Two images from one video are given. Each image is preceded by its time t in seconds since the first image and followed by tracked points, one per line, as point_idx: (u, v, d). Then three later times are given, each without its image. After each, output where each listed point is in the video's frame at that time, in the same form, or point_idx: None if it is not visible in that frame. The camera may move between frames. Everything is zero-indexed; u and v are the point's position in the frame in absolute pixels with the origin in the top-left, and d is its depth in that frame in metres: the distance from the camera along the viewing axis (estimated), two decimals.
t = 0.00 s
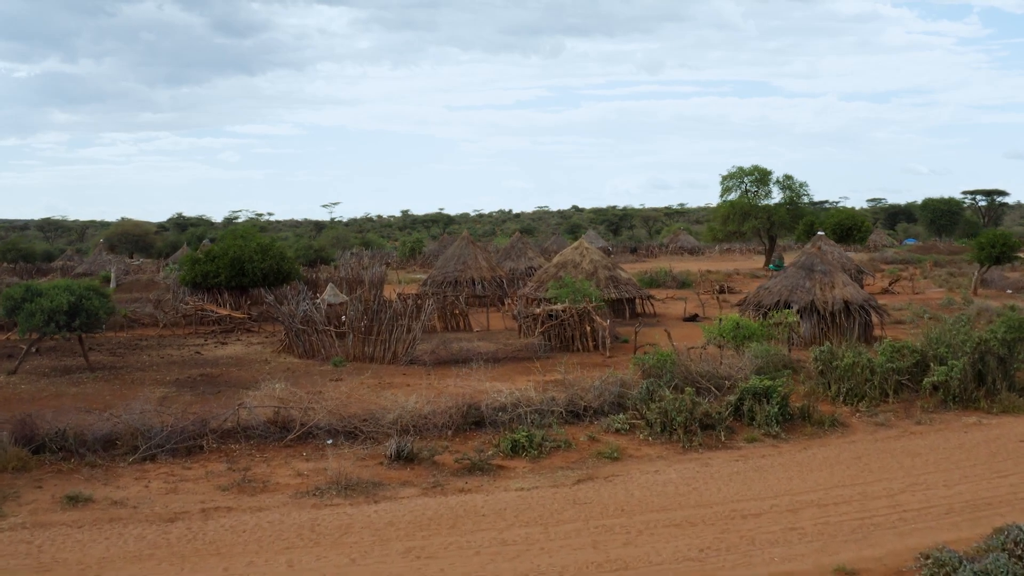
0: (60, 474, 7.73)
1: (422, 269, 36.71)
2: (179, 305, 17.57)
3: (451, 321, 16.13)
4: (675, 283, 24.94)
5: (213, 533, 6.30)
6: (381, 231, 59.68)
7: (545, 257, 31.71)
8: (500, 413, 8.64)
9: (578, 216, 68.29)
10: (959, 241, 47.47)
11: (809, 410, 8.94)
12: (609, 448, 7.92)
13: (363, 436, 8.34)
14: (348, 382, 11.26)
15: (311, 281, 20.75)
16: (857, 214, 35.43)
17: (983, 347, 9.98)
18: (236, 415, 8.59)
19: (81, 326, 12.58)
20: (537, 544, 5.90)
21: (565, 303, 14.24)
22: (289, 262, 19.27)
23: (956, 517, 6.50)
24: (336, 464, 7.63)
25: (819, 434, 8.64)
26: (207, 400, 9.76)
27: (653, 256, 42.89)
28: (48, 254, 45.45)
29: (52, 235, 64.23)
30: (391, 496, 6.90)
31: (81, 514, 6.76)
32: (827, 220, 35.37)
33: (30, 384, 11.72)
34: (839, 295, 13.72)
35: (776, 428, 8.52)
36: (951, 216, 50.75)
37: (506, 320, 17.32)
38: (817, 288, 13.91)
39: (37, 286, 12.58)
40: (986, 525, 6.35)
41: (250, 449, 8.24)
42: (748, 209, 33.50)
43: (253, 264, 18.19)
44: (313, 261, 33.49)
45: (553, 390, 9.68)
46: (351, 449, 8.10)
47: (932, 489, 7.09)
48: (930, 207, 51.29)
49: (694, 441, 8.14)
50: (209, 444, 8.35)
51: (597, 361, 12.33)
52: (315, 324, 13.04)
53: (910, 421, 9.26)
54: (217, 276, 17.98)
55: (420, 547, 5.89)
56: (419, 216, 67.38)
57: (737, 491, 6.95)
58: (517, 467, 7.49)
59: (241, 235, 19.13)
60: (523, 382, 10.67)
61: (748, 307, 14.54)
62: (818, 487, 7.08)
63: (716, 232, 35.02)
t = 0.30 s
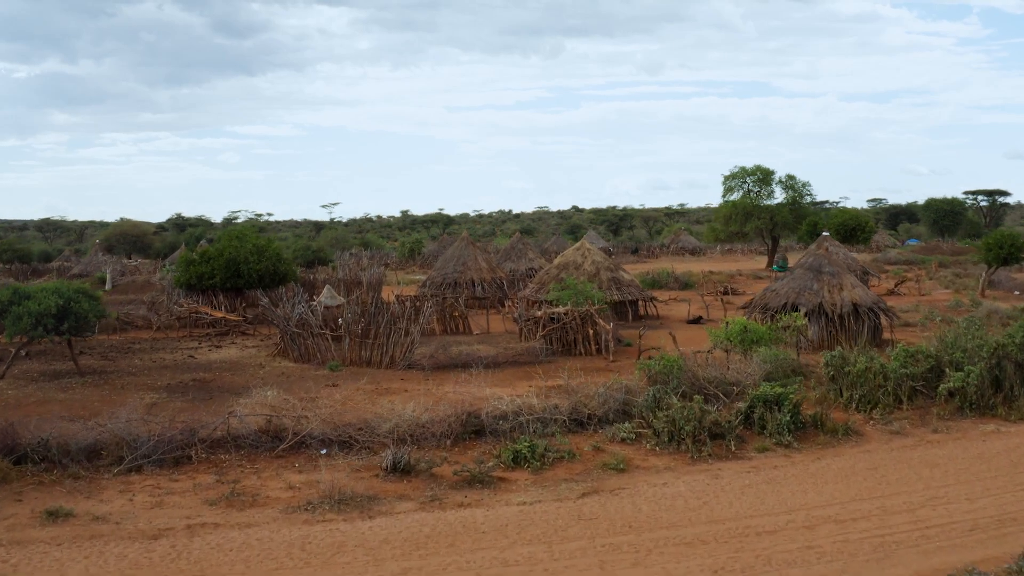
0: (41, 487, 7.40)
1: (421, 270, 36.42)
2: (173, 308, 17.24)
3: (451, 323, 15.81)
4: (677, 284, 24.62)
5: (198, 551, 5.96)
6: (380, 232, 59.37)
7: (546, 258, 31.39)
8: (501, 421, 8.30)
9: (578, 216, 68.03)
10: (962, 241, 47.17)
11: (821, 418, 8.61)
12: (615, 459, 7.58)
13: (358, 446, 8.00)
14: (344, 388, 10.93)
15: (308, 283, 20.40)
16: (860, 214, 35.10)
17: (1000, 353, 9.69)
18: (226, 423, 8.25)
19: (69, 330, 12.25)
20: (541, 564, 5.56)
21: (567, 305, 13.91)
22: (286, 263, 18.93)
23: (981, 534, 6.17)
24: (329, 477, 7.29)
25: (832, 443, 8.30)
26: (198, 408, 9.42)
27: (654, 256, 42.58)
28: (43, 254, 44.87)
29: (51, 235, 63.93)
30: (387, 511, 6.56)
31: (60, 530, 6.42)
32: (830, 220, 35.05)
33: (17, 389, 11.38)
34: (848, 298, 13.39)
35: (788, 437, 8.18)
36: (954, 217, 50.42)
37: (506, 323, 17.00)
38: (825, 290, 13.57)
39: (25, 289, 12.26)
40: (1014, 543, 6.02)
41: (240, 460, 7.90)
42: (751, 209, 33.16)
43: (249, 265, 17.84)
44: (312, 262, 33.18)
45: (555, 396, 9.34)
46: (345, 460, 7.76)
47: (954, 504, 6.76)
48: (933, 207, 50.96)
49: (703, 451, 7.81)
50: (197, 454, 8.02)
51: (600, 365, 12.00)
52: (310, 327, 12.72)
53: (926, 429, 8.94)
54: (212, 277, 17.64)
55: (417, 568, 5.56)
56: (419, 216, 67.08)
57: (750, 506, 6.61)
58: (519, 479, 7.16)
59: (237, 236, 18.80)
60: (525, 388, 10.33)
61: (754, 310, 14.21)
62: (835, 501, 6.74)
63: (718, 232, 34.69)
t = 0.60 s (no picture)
0: (22, 498, 7.10)
1: (421, 270, 36.14)
2: (167, 310, 16.96)
3: (450, 326, 15.53)
4: (679, 285, 24.32)
5: (182, 569, 5.66)
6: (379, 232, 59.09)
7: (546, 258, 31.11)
8: (501, 429, 8.01)
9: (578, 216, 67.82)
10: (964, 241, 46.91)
11: (832, 425, 8.32)
12: (620, 469, 7.28)
13: (352, 455, 7.71)
14: (340, 393, 10.65)
15: (305, 284, 20.11)
16: (863, 214, 34.83)
17: (1016, 357, 9.38)
18: (215, 431, 7.96)
19: (58, 333, 11.97)
20: None
21: (568, 308, 13.62)
22: (283, 264, 18.62)
23: (1005, 550, 5.88)
24: (322, 488, 7.00)
25: (845, 452, 8.02)
26: (188, 415, 9.13)
27: (655, 257, 42.30)
28: (41, 255, 44.58)
29: (49, 235, 63.65)
30: (381, 525, 6.27)
31: (39, 546, 6.12)
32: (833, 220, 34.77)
33: (5, 395, 11.08)
34: (855, 300, 13.10)
35: (799, 446, 7.89)
36: (957, 217, 50.16)
37: (506, 325, 16.71)
38: (832, 292, 13.29)
39: (12, 292, 11.94)
40: None
41: (230, 470, 7.62)
42: (753, 209, 32.85)
43: (244, 267, 17.51)
44: (310, 262, 32.89)
45: (557, 402, 9.05)
46: (339, 470, 7.47)
47: (974, 517, 6.48)
48: (936, 207, 50.69)
49: (711, 460, 7.51)
50: (186, 463, 7.73)
51: (602, 369, 11.71)
52: (305, 330, 12.42)
53: (941, 436, 8.65)
54: (207, 279, 17.34)
55: None
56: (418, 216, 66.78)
57: (762, 520, 6.32)
58: (519, 491, 6.86)
59: (232, 237, 18.51)
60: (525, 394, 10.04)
61: (760, 312, 13.93)
62: (850, 515, 6.45)
63: (720, 233, 34.40)
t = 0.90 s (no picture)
0: None
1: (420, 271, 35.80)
2: (160, 311, 16.61)
3: (448, 328, 15.20)
4: (682, 286, 23.98)
5: None
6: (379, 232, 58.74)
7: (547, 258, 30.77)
8: (501, 438, 7.67)
9: (578, 216, 67.49)
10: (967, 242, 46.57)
11: (846, 433, 8.00)
12: (625, 481, 6.94)
13: (345, 465, 7.37)
14: (334, 399, 10.31)
15: (302, 285, 19.77)
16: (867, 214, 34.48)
17: None
18: (202, 440, 7.63)
19: (45, 336, 11.62)
20: None
21: (570, 309, 13.28)
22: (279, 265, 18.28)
23: None
24: (312, 501, 6.66)
25: (860, 462, 7.68)
26: (175, 423, 8.79)
27: (656, 257, 41.96)
28: (38, 255, 44.22)
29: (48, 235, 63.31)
30: (374, 541, 5.93)
31: (11, 564, 5.77)
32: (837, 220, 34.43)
33: None
34: (864, 301, 12.77)
35: (811, 455, 7.55)
36: (960, 217, 49.79)
37: (506, 327, 16.37)
38: (840, 294, 12.95)
39: None
40: None
41: (217, 480, 7.28)
42: (756, 209, 32.49)
43: (239, 267, 17.17)
44: (308, 262, 32.54)
45: (559, 409, 8.71)
46: (331, 481, 7.14)
47: (999, 533, 6.15)
48: (939, 207, 50.33)
49: (721, 471, 7.17)
50: (171, 474, 7.39)
51: (604, 374, 11.38)
52: (300, 333, 12.08)
53: (958, 445, 8.32)
54: (201, 280, 17.00)
55: None
56: (418, 216, 66.43)
57: (777, 536, 5.98)
58: (520, 504, 6.53)
59: (227, 237, 18.16)
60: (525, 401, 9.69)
61: (766, 314, 13.59)
62: (869, 531, 6.11)
63: (722, 233, 34.05)
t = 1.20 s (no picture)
0: None
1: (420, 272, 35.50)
2: (154, 313, 16.31)
3: (448, 330, 14.90)
4: (685, 287, 23.68)
5: None
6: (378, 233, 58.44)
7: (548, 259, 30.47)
8: (501, 447, 7.37)
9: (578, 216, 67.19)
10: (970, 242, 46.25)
11: (860, 442, 7.70)
12: (631, 493, 6.63)
13: (339, 476, 7.08)
14: (330, 405, 10.02)
15: (299, 286, 19.47)
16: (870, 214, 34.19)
17: None
18: (190, 450, 7.33)
19: (33, 339, 11.32)
20: None
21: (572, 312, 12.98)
22: (276, 266, 17.99)
23: None
24: (304, 515, 6.36)
25: (875, 472, 7.38)
26: (165, 431, 8.49)
27: (657, 257, 41.67)
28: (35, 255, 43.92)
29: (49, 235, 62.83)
30: (368, 559, 5.62)
31: None
32: (840, 220, 34.13)
33: None
34: (873, 303, 12.48)
35: (825, 465, 7.25)
36: (963, 217, 49.50)
37: (507, 329, 16.07)
38: (849, 296, 12.66)
39: None
40: None
41: (206, 492, 6.98)
42: (759, 209, 32.19)
43: (235, 268, 16.87)
44: (307, 263, 32.25)
45: (562, 416, 8.40)
46: (325, 493, 6.84)
47: None
48: (941, 207, 50.02)
49: (731, 482, 6.87)
50: (158, 485, 7.10)
51: (607, 379, 11.08)
52: (295, 336, 11.78)
53: (976, 453, 8.01)
54: (196, 281, 16.69)
55: None
56: (418, 217, 66.13)
57: (793, 553, 5.67)
58: (522, 518, 6.23)
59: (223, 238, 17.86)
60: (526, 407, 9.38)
61: (772, 317, 13.28)
62: (888, 547, 5.81)
63: (724, 233, 33.74)
